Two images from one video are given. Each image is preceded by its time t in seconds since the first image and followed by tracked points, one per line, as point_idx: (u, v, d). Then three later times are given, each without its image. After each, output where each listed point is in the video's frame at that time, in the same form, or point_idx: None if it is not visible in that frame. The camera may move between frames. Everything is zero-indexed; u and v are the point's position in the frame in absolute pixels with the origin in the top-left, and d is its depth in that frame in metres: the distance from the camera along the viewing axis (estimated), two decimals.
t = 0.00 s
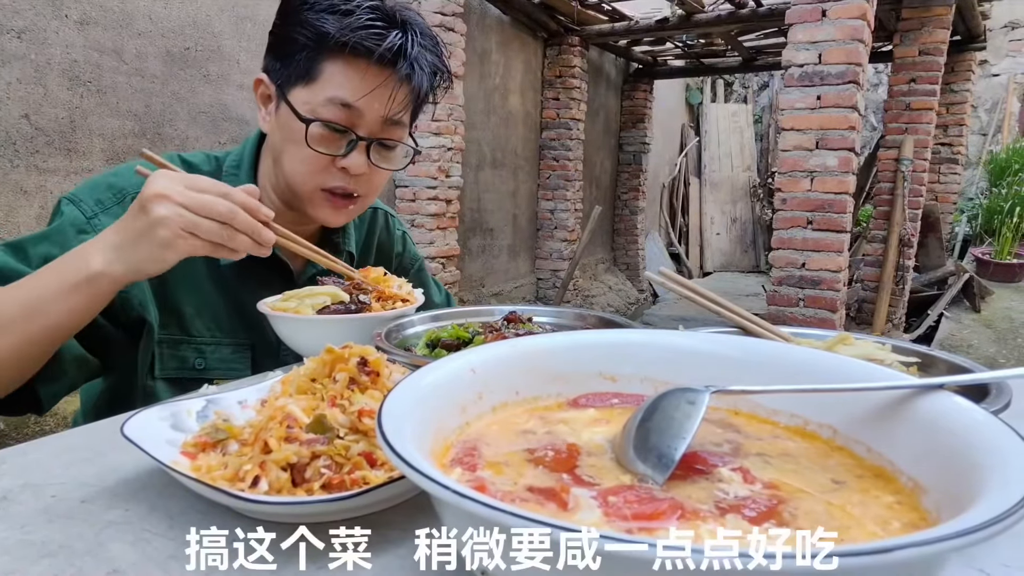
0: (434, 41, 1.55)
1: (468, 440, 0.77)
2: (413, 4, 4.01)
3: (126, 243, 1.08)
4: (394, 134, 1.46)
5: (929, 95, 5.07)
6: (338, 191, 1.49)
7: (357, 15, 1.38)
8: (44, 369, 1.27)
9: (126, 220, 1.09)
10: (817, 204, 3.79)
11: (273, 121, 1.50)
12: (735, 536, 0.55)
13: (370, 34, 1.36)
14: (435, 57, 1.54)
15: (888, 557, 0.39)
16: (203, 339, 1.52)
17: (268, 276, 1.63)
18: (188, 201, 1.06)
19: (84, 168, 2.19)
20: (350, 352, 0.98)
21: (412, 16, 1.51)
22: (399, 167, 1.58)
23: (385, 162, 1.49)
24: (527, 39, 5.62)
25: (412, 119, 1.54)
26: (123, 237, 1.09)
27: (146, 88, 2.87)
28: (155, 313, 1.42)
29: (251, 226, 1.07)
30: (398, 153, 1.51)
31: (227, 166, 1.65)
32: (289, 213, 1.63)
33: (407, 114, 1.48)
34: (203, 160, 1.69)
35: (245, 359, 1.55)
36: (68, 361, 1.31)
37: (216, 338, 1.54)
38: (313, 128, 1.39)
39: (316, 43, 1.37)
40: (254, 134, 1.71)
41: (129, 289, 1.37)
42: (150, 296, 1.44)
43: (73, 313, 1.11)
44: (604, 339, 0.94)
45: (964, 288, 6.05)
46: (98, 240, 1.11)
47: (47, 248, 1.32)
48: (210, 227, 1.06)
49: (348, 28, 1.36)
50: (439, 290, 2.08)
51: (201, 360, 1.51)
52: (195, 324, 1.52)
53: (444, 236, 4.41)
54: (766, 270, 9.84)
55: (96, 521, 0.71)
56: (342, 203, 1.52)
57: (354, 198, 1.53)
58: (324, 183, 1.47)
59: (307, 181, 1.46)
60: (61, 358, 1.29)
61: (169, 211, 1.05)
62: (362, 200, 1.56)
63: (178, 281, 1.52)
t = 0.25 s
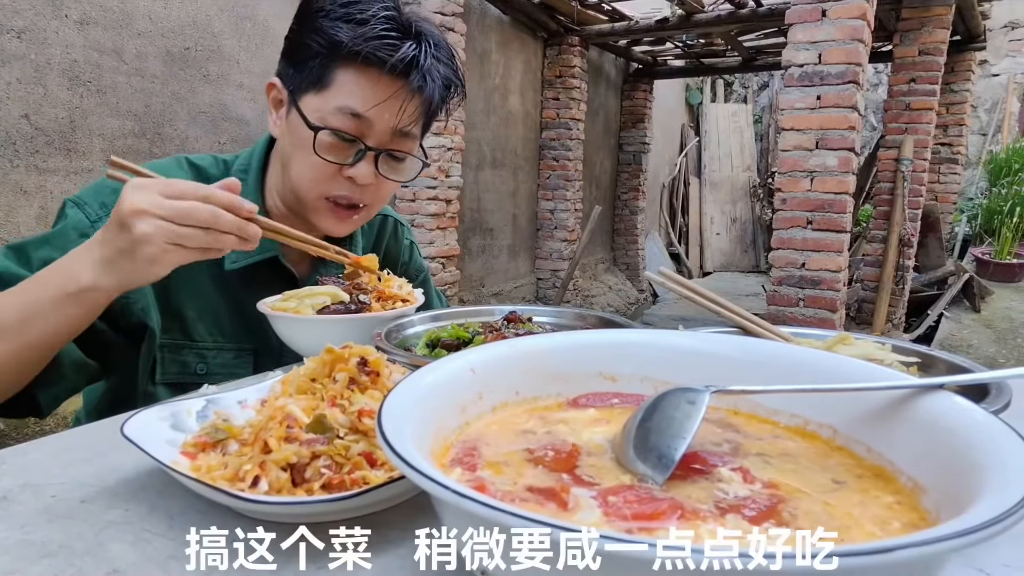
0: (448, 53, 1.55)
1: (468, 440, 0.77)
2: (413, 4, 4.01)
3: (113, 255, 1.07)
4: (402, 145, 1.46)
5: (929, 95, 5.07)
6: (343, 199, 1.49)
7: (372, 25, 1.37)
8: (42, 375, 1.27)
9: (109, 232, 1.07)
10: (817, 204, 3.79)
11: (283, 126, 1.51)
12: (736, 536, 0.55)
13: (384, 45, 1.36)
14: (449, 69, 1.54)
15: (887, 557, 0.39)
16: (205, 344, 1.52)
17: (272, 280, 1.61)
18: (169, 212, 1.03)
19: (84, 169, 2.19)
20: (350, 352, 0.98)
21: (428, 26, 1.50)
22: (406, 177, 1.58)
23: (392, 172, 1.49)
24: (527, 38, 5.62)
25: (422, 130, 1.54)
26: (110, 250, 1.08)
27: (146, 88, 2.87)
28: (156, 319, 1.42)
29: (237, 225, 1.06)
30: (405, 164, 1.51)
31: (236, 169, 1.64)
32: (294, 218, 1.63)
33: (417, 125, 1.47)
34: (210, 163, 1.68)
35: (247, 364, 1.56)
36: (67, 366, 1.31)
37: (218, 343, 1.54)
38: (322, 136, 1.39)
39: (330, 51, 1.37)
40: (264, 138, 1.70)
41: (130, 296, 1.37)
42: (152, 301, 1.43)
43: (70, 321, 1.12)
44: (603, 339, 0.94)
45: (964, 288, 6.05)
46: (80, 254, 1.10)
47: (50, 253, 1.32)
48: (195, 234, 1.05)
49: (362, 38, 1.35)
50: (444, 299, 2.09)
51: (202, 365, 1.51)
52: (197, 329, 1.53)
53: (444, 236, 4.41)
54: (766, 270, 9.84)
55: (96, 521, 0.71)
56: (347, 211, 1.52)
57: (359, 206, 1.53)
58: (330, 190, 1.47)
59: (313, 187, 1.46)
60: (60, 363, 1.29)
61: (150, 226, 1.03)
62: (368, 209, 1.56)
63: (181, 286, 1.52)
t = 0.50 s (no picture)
0: (454, 61, 1.55)
1: (468, 439, 0.77)
2: (413, 4, 4.00)
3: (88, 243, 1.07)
4: (404, 154, 1.46)
5: (929, 95, 5.07)
6: (343, 205, 1.49)
7: (379, 33, 1.37)
8: (33, 375, 1.28)
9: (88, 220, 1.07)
10: (817, 203, 3.78)
11: (285, 128, 1.51)
12: (736, 537, 0.55)
13: (390, 54, 1.36)
14: (454, 78, 1.54)
15: (887, 557, 0.39)
16: (205, 346, 1.52)
17: (273, 280, 1.61)
18: (150, 201, 1.02)
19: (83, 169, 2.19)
20: (350, 352, 0.98)
21: (435, 35, 1.50)
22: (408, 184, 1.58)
23: (392, 180, 1.49)
24: (527, 39, 5.62)
25: (425, 139, 1.54)
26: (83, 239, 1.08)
27: (146, 88, 2.87)
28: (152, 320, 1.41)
29: (220, 216, 1.04)
30: (406, 172, 1.51)
31: (236, 171, 1.63)
32: (294, 219, 1.64)
33: (420, 134, 1.48)
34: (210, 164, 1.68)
35: (248, 366, 1.56)
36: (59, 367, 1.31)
37: (219, 345, 1.54)
38: (324, 142, 1.39)
39: (336, 58, 1.37)
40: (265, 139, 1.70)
41: (126, 296, 1.36)
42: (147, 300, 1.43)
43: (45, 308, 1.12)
44: (603, 339, 0.94)
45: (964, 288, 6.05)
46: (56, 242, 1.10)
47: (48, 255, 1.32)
48: (175, 225, 1.03)
49: (369, 46, 1.35)
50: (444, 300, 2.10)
51: (203, 367, 1.52)
52: (199, 331, 1.53)
53: (443, 236, 4.42)
54: (766, 270, 9.85)
55: (96, 521, 0.71)
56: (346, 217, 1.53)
57: (359, 212, 1.54)
58: (330, 195, 1.47)
59: (313, 192, 1.47)
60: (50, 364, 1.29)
61: (130, 214, 1.02)
62: (367, 215, 1.56)
63: (179, 287, 1.52)
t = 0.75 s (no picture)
0: (454, 62, 1.55)
1: (468, 440, 0.77)
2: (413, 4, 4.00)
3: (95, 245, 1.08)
4: (404, 156, 1.47)
5: (929, 95, 5.07)
6: (343, 207, 1.49)
7: (379, 36, 1.37)
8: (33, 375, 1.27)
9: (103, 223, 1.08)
10: (817, 203, 3.78)
11: (285, 129, 1.51)
12: (736, 537, 0.55)
13: (391, 58, 1.36)
14: (454, 80, 1.54)
15: (887, 557, 0.39)
16: (204, 346, 1.52)
17: (271, 280, 1.61)
18: (170, 205, 1.05)
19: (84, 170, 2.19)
20: (349, 352, 0.98)
21: (436, 37, 1.50)
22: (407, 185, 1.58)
23: (392, 182, 1.49)
24: (527, 39, 5.62)
25: (425, 141, 1.55)
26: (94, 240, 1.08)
27: (146, 88, 2.87)
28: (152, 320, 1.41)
29: (234, 228, 1.06)
30: (406, 174, 1.51)
31: (236, 171, 1.64)
32: (293, 221, 1.64)
33: (420, 136, 1.48)
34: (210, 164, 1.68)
35: (247, 366, 1.56)
36: (60, 367, 1.30)
37: (218, 345, 1.54)
38: (324, 146, 1.39)
39: (336, 59, 1.37)
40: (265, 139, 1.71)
41: (125, 297, 1.37)
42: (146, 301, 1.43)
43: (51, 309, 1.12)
44: (603, 339, 0.94)
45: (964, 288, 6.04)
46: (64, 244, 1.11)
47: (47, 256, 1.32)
48: (191, 231, 1.05)
49: (369, 49, 1.35)
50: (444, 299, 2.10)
51: (202, 367, 1.52)
52: (197, 332, 1.53)
53: (443, 236, 4.42)
54: (766, 270, 9.85)
55: (96, 521, 0.71)
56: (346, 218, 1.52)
57: (359, 213, 1.53)
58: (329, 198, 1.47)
59: (312, 194, 1.47)
60: (51, 366, 1.29)
61: (149, 216, 1.04)
62: (366, 217, 1.56)
63: (179, 288, 1.52)
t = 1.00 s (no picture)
0: (458, 63, 1.55)
1: (467, 440, 0.77)
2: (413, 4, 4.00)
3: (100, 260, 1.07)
4: (406, 157, 1.46)
5: (929, 95, 5.07)
6: (344, 207, 1.49)
7: (383, 35, 1.37)
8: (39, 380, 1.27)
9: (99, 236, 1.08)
10: (817, 203, 3.78)
11: (287, 131, 1.50)
12: (736, 536, 0.55)
13: (395, 56, 1.36)
14: (458, 80, 1.54)
15: (886, 556, 0.39)
16: (206, 348, 1.52)
17: (272, 281, 1.61)
18: (162, 215, 1.05)
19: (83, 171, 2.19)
20: (349, 352, 0.98)
21: (439, 37, 1.50)
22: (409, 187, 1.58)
23: (394, 182, 1.49)
24: (527, 39, 5.62)
25: (429, 142, 1.54)
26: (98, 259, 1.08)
27: (146, 88, 2.87)
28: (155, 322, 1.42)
29: (227, 233, 1.07)
30: (409, 174, 1.51)
31: (236, 172, 1.63)
32: (294, 222, 1.64)
33: (423, 137, 1.48)
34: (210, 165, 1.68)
35: (249, 367, 1.56)
36: (65, 372, 1.30)
37: (220, 346, 1.54)
38: (326, 145, 1.39)
39: (339, 58, 1.37)
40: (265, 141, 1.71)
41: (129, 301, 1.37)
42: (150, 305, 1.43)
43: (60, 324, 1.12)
44: (603, 339, 0.94)
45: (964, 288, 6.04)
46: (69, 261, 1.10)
47: (47, 258, 1.32)
48: (186, 239, 1.05)
49: (373, 48, 1.35)
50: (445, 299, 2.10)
51: (204, 368, 1.51)
52: (199, 334, 1.53)
53: (443, 236, 4.42)
54: (766, 270, 9.85)
55: (96, 521, 0.71)
56: (347, 218, 1.52)
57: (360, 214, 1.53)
58: (331, 197, 1.47)
59: (314, 193, 1.47)
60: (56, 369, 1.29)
61: (143, 228, 1.03)
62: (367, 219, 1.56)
63: (181, 290, 1.52)
